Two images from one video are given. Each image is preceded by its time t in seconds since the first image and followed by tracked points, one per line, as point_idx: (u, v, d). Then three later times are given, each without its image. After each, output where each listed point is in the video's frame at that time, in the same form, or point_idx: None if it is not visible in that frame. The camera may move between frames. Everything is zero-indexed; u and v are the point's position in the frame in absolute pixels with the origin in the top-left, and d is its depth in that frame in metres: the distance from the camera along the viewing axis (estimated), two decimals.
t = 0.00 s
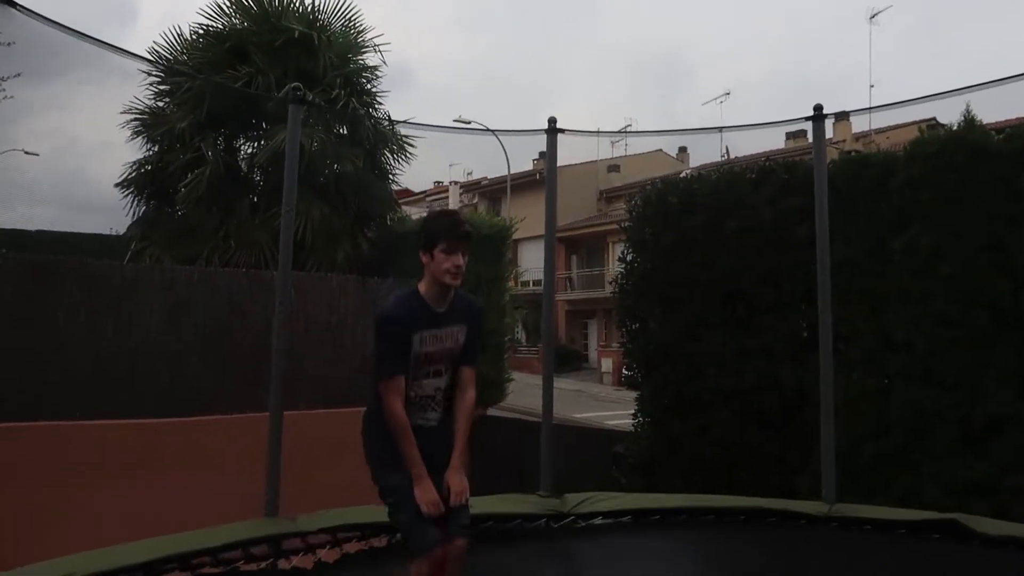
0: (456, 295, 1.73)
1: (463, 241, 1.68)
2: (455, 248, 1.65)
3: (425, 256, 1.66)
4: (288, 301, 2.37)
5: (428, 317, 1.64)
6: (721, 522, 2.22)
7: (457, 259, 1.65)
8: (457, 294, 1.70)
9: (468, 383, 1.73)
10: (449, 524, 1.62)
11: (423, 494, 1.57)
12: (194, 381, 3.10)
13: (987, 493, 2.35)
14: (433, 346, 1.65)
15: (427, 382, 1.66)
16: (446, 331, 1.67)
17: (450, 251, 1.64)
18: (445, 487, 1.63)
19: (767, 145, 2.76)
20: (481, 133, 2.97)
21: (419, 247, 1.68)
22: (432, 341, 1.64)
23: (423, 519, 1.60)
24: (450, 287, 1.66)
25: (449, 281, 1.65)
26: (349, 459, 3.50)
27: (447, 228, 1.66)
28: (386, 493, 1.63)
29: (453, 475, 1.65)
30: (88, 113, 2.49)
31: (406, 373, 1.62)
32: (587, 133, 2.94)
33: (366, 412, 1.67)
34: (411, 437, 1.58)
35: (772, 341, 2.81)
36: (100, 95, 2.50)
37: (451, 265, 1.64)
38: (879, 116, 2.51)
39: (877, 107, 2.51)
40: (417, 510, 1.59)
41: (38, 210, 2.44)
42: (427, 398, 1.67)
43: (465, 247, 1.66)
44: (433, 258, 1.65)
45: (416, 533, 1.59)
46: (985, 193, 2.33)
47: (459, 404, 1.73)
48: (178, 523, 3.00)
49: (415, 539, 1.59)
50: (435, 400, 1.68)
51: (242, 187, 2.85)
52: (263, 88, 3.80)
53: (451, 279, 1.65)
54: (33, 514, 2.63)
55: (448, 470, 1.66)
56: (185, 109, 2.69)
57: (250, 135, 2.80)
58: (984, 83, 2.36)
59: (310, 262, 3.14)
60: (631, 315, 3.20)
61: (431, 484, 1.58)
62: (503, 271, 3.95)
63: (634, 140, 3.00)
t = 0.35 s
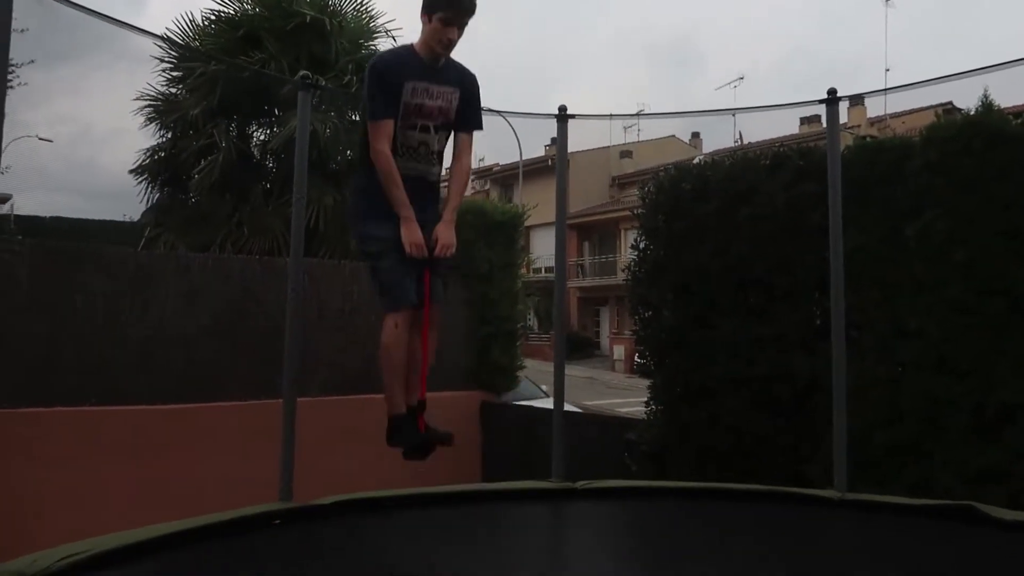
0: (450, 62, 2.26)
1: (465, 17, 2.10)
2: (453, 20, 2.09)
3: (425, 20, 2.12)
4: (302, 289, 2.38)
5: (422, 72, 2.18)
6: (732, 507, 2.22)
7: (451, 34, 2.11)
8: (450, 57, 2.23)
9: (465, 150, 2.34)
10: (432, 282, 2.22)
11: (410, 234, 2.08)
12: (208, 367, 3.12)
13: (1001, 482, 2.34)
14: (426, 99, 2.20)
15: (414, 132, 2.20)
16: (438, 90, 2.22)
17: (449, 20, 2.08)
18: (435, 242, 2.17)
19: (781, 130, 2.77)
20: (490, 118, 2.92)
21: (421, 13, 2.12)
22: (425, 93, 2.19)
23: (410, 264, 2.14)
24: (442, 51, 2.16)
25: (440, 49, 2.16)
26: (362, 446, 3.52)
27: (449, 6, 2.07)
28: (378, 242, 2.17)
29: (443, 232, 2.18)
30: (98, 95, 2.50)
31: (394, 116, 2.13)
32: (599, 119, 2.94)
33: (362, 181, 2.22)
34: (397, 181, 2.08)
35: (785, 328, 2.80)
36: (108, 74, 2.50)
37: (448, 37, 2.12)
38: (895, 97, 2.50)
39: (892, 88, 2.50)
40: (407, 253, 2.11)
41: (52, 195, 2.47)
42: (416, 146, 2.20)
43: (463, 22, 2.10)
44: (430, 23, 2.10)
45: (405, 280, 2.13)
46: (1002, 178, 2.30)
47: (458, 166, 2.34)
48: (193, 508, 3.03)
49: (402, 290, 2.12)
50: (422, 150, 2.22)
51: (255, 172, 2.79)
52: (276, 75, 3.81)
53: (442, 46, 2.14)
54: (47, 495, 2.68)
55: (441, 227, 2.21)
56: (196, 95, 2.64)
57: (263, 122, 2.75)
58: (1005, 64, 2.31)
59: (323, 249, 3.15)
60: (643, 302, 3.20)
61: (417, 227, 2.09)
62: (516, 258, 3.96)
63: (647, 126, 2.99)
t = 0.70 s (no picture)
0: (444, 98, 2.03)
1: (466, 51, 1.90)
2: (452, 55, 1.88)
3: (424, 55, 1.91)
4: (313, 293, 2.39)
5: (412, 103, 1.97)
6: (745, 512, 2.20)
7: (450, 69, 1.90)
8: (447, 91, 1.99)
9: (443, 180, 2.09)
10: (403, 305, 1.96)
11: (377, 262, 1.87)
12: (222, 372, 3.14)
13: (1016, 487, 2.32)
14: (409, 131, 1.98)
15: (394, 160, 1.98)
16: (422, 121, 1.99)
17: (449, 54, 1.88)
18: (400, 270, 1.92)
19: (792, 135, 2.71)
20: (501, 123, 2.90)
21: (420, 43, 1.91)
22: (407, 124, 1.98)
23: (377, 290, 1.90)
24: (441, 86, 1.95)
25: (438, 85, 1.94)
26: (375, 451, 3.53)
27: (449, 38, 1.87)
28: (342, 255, 1.95)
29: (409, 261, 1.94)
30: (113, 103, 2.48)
31: (374, 145, 1.94)
32: (610, 123, 2.92)
33: (334, 194, 2.04)
34: (370, 208, 1.89)
35: (797, 332, 2.79)
36: (126, 83, 2.47)
37: (444, 75, 1.90)
38: (907, 102, 2.41)
39: (905, 91, 2.42)
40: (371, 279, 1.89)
41: (65, 202, 2.43)
42: (393, 173, 1.99)
43: (464, 57, 1.89)
44: (430, 59, 1.90)
45: (367, 300, 1.90)
46: (1015, 182, 2.29)
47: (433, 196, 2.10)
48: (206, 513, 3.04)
49: (367, 310, 1.89)
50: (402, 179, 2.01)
51: (269, 181, 3.04)
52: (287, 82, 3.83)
53: (438, 79, 1.92)
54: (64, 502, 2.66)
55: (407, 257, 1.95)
56: (212, 105, 2.76)
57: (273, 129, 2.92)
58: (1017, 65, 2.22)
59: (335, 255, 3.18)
60: (654, 307, 3.20)
61: (385, 254, 1.87)
62: (526, 264, 3.98)
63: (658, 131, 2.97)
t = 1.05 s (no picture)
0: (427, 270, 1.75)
1: (441, 229, 1.68)
2: (431, 236, 1.66)
3: (401, 238, 1.69)
4: (325, 298, 2.40)
5: (397, 292, 1.70)
6: (758, 519, 2.19)
7: (431, 247, 1.67)
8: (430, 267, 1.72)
9: (430, 361, 1.77)
10: (407, 485, 1.67)
11: (379, 448, 1.61)
12: (234, 375, 3.15)
13: None
14: (395, 317, 1.70)
15: (386, 351, 1.70)
16: (408, 306, 1.71)
17: (428, 232, 1.65)
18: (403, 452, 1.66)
19: (806, 136, 2.74)
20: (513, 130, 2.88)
21: (397, 225, 1.70)
22: (392, 311, 1.69)
23: (380, 476, 1.63)
24: (424, 267, 1.70)
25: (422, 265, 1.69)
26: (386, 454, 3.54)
27: (424, 214, 1.66)
28: (341, 446, 1.67)
29: (412, 441, 1.67)
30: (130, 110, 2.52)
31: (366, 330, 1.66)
32: (620, 129, 2.93)
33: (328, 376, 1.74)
34: (371, 396, 1.62)
35: (809, 336, 2.78)
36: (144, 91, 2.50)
37: (426, 249, 1.67)
38: (919, 104, 2.47)
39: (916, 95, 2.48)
40: (372, 464, 1.62)
41: (82, 210, 2.45)
42: (390, 365, 1.71)
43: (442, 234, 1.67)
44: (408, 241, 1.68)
45: (368, 482, 1.63)
46: None
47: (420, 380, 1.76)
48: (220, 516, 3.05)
49: (369, 497, 1.63)
50: (398, 368, 1.72)
51: (282, 186, 3.34)
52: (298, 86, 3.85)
53: (422, 263, 1.68)
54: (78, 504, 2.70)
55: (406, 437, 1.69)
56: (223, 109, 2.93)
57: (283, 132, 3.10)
58: None
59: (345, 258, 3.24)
60: (666, 311, 3.19)
61: (387, 439, 1.62)
62: (536, 267, 3.99)
63: (667, 134, 2.98)
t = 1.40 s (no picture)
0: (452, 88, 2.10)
1: (473, 48, 1.97)
2: (461, 52, 1.96)
3: (433, 51, 2.00)
4: (330, 297, 2.39)
5: (427, 101, 2.06)
6: (765, 517, 2.18)
7: (459, 64, 1.99)
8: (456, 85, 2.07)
9: (455, 174, 2.16)
10: (426, 299, 2.01)
11: (404, 258, 1.94)
12: (240, 373, 3.16)
13: None
14: (425, 127, 2.07)
15: (417, 162, 2.08)
16: (437, 118, 2.08)
17: (457, 49, 1.96)
18: (426, 263, 2.00)
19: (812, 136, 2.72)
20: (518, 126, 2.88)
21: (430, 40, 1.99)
22: (424, 122, 2.06)
23: (402, 282, 1.96)
24: (451, 81, 2.03)
25: (449, 80, 2.02)
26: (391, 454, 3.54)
27: (457, 32, 1.94)
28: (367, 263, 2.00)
29: (432, 254, 2.02)
30: (132, 107, 2.50)
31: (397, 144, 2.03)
32: (626, 126, 2.92)
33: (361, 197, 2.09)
34: (396, 204, 1.97)
35: (815, 334, 2.77)
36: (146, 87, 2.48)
37: (454, 66, 1.99)
38: (927, 99, 2.40)
39: (923, 91, 2.41)
40: (396, 272, 1.95)
41: (89, 209, 2.46)
42: (418, 176, 2.09)
43: (473, 51, 1.97)
44: (438, 56, 1.98)
45: (393, 292, 1.95)
46: None
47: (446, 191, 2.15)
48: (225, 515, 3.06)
49: (394, 304, 1.94)
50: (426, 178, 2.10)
51: (285, 182, 3.10)
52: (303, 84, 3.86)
53: (450, 75, 2.01)
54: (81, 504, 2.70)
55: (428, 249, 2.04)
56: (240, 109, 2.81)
57: (289, 133, 2.98)
58: None
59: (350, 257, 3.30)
60: (672, 309, 3.18)
61: (410, 251, 1.95)
62: (542, 265, 3.99)
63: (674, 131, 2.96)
